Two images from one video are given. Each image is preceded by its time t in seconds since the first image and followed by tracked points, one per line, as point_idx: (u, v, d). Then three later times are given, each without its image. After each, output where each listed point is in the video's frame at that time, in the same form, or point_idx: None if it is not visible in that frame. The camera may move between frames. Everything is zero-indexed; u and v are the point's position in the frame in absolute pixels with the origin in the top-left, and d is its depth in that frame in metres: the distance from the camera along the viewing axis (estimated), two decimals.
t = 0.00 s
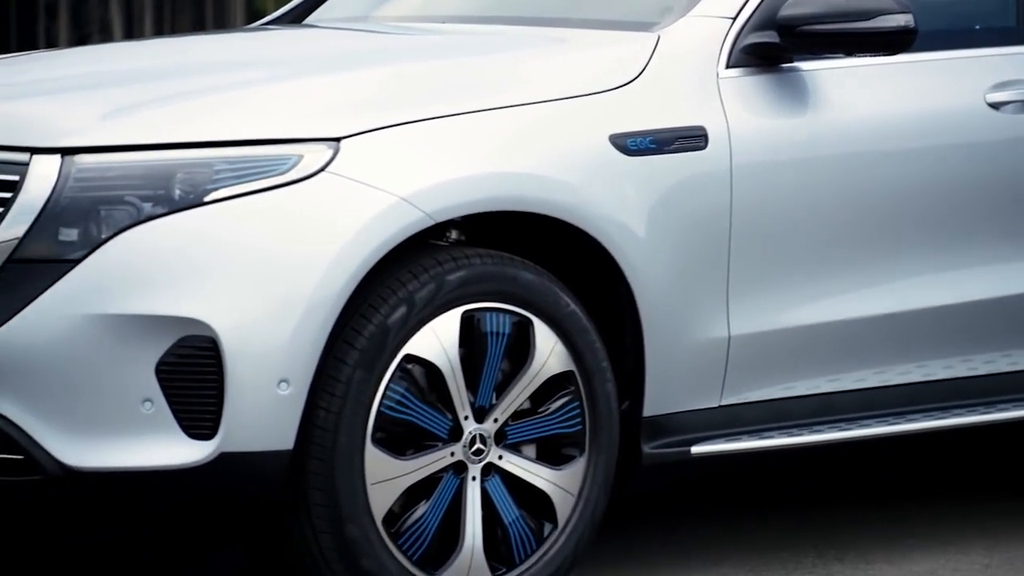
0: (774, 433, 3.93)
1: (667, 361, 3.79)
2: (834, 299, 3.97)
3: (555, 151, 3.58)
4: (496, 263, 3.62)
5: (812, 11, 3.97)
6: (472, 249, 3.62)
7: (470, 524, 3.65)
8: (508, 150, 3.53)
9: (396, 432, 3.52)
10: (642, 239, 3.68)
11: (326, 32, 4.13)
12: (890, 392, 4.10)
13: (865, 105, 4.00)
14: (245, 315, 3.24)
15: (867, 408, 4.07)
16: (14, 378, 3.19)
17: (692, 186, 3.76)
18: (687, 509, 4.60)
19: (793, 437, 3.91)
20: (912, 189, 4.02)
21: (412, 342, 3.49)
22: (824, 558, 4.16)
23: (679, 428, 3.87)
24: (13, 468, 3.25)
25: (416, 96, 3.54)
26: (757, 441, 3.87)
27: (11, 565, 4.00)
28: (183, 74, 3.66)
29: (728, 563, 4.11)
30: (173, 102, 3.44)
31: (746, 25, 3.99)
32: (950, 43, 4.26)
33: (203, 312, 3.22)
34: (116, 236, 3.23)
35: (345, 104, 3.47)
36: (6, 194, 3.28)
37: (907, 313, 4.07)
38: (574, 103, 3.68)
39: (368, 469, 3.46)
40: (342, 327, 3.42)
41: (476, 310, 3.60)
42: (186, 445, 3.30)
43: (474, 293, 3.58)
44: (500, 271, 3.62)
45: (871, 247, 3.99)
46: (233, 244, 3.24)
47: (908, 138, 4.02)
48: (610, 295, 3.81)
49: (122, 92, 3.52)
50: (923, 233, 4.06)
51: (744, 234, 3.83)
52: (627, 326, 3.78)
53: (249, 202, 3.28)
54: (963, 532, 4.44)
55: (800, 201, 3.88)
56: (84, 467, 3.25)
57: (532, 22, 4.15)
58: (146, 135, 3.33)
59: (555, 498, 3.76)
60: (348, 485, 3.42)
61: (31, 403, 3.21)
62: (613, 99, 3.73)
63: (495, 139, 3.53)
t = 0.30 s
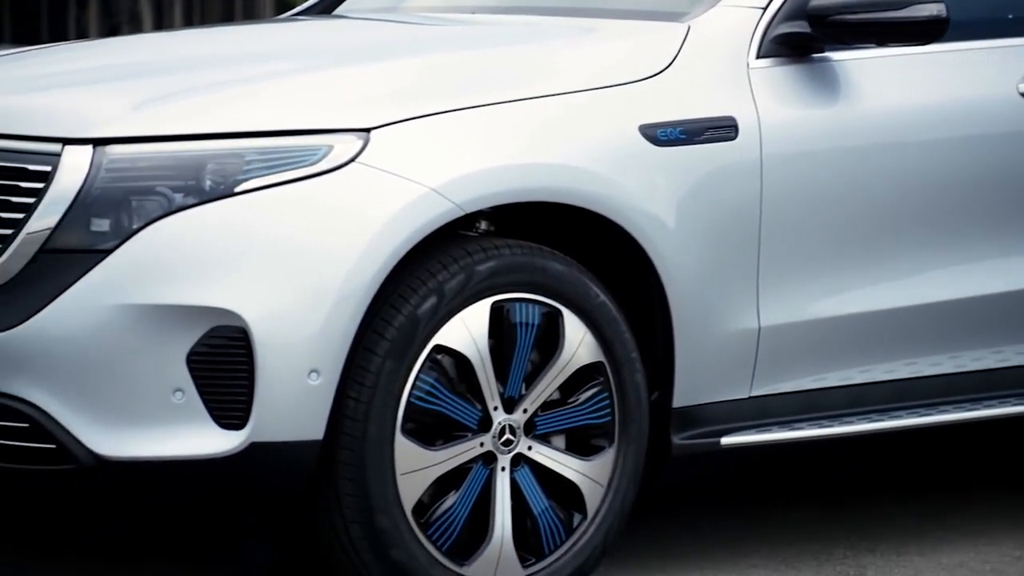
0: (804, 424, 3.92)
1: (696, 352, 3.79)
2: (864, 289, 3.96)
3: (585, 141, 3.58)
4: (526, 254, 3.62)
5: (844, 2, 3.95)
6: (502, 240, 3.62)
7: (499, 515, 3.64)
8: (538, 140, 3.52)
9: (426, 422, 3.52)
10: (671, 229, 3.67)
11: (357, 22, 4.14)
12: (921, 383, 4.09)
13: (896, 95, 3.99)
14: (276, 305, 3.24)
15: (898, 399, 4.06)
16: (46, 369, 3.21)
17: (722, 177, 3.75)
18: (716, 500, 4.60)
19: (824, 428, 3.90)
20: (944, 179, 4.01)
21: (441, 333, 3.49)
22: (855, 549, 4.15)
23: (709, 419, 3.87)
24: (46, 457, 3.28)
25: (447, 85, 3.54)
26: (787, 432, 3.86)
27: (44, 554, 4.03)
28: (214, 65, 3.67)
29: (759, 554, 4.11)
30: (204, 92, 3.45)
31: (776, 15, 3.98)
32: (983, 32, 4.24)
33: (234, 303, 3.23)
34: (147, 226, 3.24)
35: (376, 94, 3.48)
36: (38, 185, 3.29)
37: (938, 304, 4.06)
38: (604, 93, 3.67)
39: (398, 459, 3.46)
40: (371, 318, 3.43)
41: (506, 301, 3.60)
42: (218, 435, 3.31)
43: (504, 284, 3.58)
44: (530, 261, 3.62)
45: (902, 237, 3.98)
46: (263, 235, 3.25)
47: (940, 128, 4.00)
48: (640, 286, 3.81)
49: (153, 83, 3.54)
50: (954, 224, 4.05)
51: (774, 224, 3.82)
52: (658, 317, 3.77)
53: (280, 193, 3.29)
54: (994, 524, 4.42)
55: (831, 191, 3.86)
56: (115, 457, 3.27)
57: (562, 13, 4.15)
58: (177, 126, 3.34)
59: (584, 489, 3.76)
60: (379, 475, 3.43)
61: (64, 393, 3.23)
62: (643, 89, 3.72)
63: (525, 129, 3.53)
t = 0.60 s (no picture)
0: (830, 416, 3.91)
1: (722, 344, 3.78)
2: (890, 281, 3.95)
3: (610, 133, 3.57)
4: (552, 246, 3.62)
5: None
6: (527, 231, 3.61)
7: (524, 506, 3.64)
8: (563, 131, 3.52)
9: (451, 414, 3.53)
10: (697, 221, 3.66)
11: (381, 14, 4.14)
12: (947, 375, 4.09)
13: (923, 86, 3.97)
14: (302, 296, 3.25)
15: (924, 390, 4.05)
16: (74, 359, 3.22)
17: (748, 168, 3.74)
18: (741, 492, 4.60)
19: (850, 420, 3.89)
20: (970, 170, 3.99)
21: (467, 324, 3.50)
22: (881, 541, 4.14)
23: (734, 411, 3.86)
24: (74, 447, 3.29)
25: (473, 76, 3.54)
26: (813, 424, 3.85)
27: (70, 545, 4.04)
28: (240, 56, 3.68)
29: (784, 546, 4.11)
30: (230, 84, 3.46)
31: (802, 7, 3.98)
32: (1009, 23, 4.23)
33: (260, 294, 3.23)
34: (174, 218, 3.24)
35: (402, 85, 3.48)
36: (66, 176, 3.30)
37: (964, 296, 4.06)
38: (629, 84, 3.66)
39: (423, 450, 3.46)
40: (397, 309, 3.42)
41: (531, 293, 3.60)
42: (244, 426, 3.32)
43: (529, 275, 3.58)
44: (555, 253, 3.61)
45: (929, 229, 3.97)
46: (290, 226, 3.25)
47: (966, 119, 3.99)
48: (665, 278, 3.80)
49: (179, 75, 3.54)
50: (981, 215, 4.04)
51: (800, 216, 3.80)
52: (683, 309, 3.77)
53: (306, 184, 3.29)
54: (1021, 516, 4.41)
55: (857, 182, 3.85)
56: (142, 447, 3.28)
57: (587, 4, 4.15)
58: (203, 118, 3.34)
59: (610, 481, 3.76)
60: (404, 466, 3.43)
61: (91, 384, 3.24)
62: (669, 80, 3.72)
63: (550, 120, 3.52)
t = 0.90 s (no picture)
0: (860, 407, 3.90)
1: (751, 334, 3.77)
2: (920, 271, 3.94)
3: (640, 122, 3.57)
4: (580, 236, 3.62)
5: None
6: (556, 222, 3.61)
7: (552, 496, 3.64)
8: (592, 121, 3.51)
9: (479, 404, 3.53)
10: (726, 211, 3.65)
11: (410, 4, 4.15)
12: (977, 366, 4.08)
13: (953, 76, 3.96)
14: (331, 286, 3.25)
15: (954, 381, 4.04)
16: (105, 348, 3.24)
17: (778, 158, 3.73)
18: (769, 483, 4.59)
19: (879, 411, 3.88)
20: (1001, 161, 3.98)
21: (496, 314, 3.50)
22: (911, 532, 4.13)
23: (764, 402, 3.85)
24: (105, 436, 3.31)
25: (503, 65, 3.55)
26: (842, 415, 3.84)
27: (99, 533, 4.06)
28: (270, 46, 3.69)
29: (813, 537, 4.10)
30: (260, 74, 3.47)
31: None
32: None
33: (289, 283, 3.24)
34: (204, 208, 3.25)
35: (431, 75, 3.48)
36: (96, 166, 3.31)
37: (994, 287, 4.05)
38: (658, 74, 3.66)
39: (452, 440, 3.47)
40: (426, 299, 3.42)
41: (559, 283, 3.60)
42: (273, 415, 3.33)
43: (558, 265, 3.58)
44: (584, 244, 3.61)
45: (959, 219, 3.96)
46: (319, 215, 3.26)
47: (997, 109, 3.97)
48: (694, 268, 3.79)
49: (208, 65, 3.55)
50: (1011, 206, 4.03)
51: (830, 206, 3.79)
52: (712, 300, 3.76)
53: (335, 174, 3.29)
54: None
55: (887, 172, 3.84)
56: (172, 436, 3.29)
57: None
58: (233, 108, 3.35)
59: (638, 471, 3.75)
60: (432, 456, 3.43)
61: (121, 373, 3.26)
62: (699, 70, 3.71)
63: (580, 110, 3.52)
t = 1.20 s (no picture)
0: (885, 399, 3.89)
1: (775, 326, 3.76)
2: (945, 263, 3.93)
3: (664, 113, 3.56)
4: (604, 228, 3.61)
5: None
6: (580, 213, 3.61)
7: (576, 487, 3.63)
8: (617, 112, 3.51)
9: (503, 395, 3.53)
10: (751, 202, 3.64)
11: None
12: (1002, 358, 4.07)
13: (979, 67, 3.95)
14: (355, 277, 3.25)
15: (979, 373, 4.03)
16: (130, 339, 3.24)
17: (803, 149, 3.71)
18: (793, 475, 4.58)
19: (904, 403, 3.87)
20: None
21: (520, 306, 3.50)
22: (936, 525, 4.12)
23: (788, 394, 3.84)
24: (131, 426, 3.32)
25: (526, 57, 3.54)
26: (867, 407, 3.83)
27: (123, 524, 4.07)
28: (294, 38, 3.69)
29: (837, 529, 4.09)
30: (284, 66, 3.47)
31: None
32: None
33: (313, 275, 3.24)
34: (228, 199, 3.25)
35: (455, 67, 3.48)
36: (121, 157, 3.32)
37: (1017, 279, 4.05)
38: (683, 65, 3.65)
39: (476, 431, 3.47)
40: (450, 290, 3.43)
41: (584, 275, 3.59)
42: (297, 406, 3.33)
43: (582, 257, 3.57)
44: (608, 235, 3.61)
45: (984, 211, 3.95)
46: (343, 207, 3.26)
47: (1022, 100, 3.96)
48: (718, 260, 3.78)
49: (231, 58, 3.56)
50: None
51: (855, 197, 3.78)
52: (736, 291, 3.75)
53: (360, 166, 3.30)
54: None
55: (913, 163, 3.82)
56: (197, 427, 3.29)
57: None
58: (257, 100, 3.36)
59: (662, 463, 3.75)
60: (456, 447, 3.43)
61: (146, 364, 3.27)
62: (723, 61, 3.70)
63: (604, 101, 3.51)
